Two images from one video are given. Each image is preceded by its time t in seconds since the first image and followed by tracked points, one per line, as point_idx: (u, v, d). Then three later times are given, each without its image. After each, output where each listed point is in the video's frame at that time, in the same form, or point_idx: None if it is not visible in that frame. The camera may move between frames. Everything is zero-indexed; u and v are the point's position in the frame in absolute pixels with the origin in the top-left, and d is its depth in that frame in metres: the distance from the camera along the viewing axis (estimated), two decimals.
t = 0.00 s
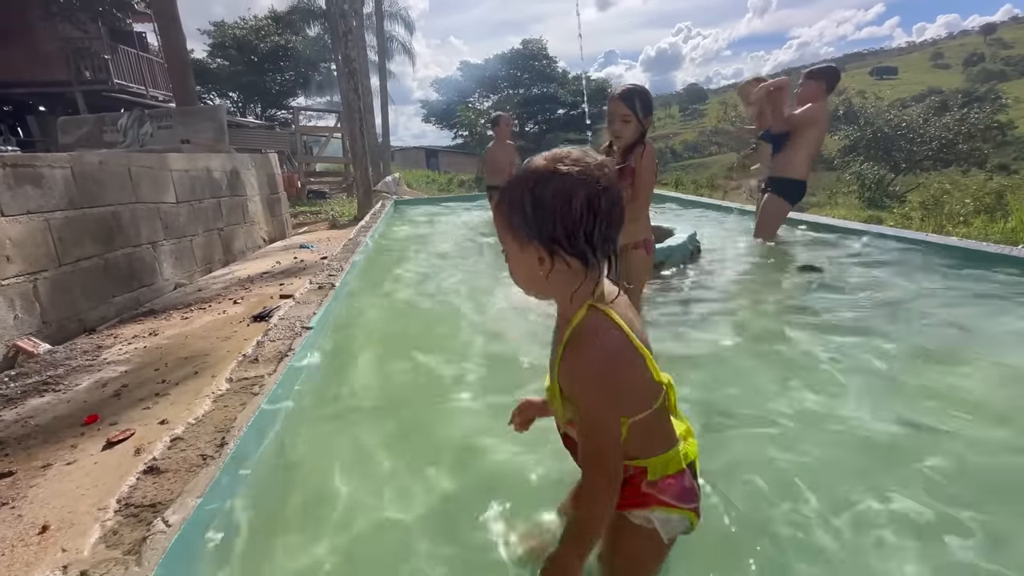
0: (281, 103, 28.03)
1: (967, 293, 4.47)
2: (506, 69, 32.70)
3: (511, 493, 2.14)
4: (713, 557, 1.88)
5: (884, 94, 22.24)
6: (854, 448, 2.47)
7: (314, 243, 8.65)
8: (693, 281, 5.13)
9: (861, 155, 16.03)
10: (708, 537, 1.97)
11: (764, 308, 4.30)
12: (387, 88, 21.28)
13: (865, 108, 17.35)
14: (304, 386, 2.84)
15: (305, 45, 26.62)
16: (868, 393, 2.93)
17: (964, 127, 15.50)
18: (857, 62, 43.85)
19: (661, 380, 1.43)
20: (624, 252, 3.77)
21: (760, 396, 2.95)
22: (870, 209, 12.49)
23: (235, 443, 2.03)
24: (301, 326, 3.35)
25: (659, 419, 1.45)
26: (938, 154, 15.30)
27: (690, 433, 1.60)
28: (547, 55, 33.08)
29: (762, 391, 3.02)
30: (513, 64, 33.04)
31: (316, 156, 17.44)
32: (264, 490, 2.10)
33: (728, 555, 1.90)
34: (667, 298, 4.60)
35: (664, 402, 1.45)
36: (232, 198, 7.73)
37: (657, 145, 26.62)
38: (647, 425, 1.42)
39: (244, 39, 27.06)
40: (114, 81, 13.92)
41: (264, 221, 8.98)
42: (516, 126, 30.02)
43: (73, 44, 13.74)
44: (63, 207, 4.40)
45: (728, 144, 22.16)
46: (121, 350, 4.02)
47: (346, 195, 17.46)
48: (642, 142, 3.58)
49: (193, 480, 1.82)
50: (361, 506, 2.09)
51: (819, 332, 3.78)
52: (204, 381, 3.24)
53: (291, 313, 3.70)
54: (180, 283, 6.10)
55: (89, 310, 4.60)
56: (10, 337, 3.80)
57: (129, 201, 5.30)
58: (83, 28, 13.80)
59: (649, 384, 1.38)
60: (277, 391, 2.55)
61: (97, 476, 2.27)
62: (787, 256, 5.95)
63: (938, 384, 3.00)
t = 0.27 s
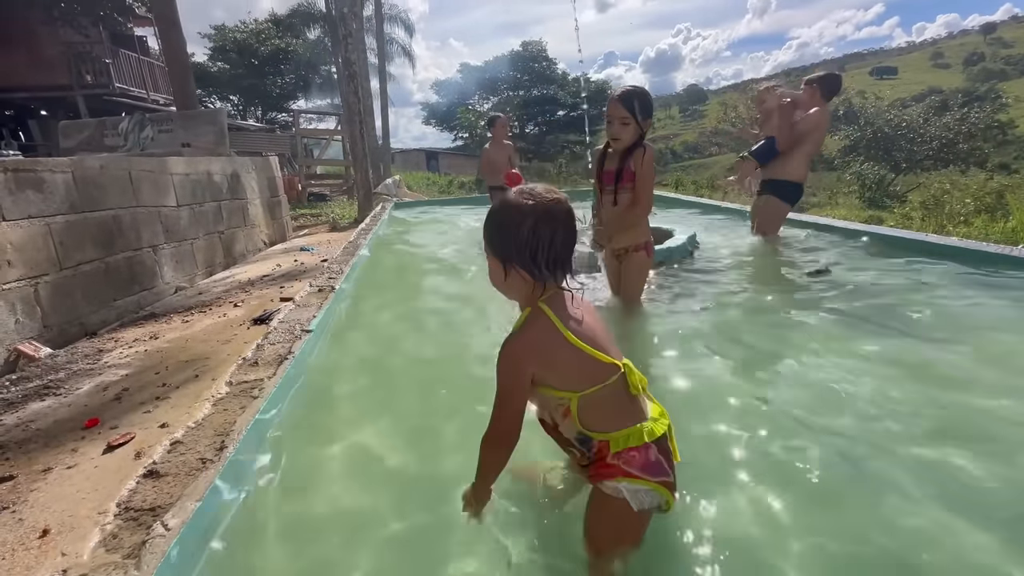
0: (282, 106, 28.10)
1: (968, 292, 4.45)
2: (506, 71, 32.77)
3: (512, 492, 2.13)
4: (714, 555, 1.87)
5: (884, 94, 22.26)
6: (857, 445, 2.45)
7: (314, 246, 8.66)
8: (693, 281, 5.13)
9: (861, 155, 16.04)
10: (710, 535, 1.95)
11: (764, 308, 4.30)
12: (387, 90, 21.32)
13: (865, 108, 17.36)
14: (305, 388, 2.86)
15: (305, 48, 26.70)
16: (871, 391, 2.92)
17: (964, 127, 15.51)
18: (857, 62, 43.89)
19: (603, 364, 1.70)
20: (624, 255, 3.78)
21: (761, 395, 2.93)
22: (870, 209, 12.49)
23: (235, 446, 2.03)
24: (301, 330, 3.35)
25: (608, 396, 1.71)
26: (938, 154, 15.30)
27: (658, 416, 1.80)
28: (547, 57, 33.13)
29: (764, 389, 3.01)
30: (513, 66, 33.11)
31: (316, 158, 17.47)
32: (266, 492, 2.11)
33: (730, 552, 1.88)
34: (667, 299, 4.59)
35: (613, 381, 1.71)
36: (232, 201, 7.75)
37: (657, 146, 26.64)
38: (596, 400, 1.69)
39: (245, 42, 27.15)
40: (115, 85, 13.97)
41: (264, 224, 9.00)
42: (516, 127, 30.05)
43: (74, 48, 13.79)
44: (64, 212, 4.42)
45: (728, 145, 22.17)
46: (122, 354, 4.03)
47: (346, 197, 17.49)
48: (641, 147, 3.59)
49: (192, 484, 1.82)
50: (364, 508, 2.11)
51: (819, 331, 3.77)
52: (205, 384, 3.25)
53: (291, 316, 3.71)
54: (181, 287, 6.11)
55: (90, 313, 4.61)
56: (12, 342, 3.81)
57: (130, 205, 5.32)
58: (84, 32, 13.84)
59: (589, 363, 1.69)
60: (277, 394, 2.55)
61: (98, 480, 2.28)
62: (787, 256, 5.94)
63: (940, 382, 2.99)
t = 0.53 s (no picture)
0: (283, 109, 28.21)
1: (973, 290, 4.44)
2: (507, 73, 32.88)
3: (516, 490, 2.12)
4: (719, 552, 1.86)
5: (886, 93, 22.25)
6: (862, 441, 2.44)
7: (317, 248, 8.70)
8: (695, 281, 5.13)
9: (862, 154, 16.02)
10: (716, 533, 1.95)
11: (767, 307, 4.29)
12: (388, 93, 21.38)
13: (866, 108, 17.35)
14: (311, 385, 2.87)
15: (307, 51, 26.84)
16: (876, 389, 2.90)
17: (967, 125, 15.48)
18: (858, 61, 43.85)
19: (530, 351, 2.12)
20: (627, 255, 3.78)
21: (765, 393, 2.92)
22: (873, 208, 12.47)
23: (240, 444, 2.04)
24: (304, 329, 3.36)
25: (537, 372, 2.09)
26: (941, 152, 15.27)
27: (588, 387, 2.09)
28: (548, 58, 33.19)
29: (767, 387, 3.00)
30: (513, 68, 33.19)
31: (318, 160, 17.53)
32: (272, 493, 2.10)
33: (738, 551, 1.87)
34: (669, 298, 4.59)
35: (538, 361, 2.10)
36: (235, 203, 7.78)
37: (658, 147, 26.65)
38: (526, 376, 2.10)
39: (247, 46, 27.27)
40: (118, 89, 14.04)
41: (267, 226, 9.03)
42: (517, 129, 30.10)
43: (77, 53, 13.86)
44: (68, 213, 4.44)
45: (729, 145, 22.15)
46: (126, 355, 4.05)
47: (348, 199, 17.53)
48: (640, 146, 3.60)
49: (197, 482, 1.83)
50: (371, 504, 2.12)
51: (823, 329, 3.77)
52: (208, 384, 3.26)
53: (294, 316, 3.72)
54: (184, 288, 6.13)
55: (94, 315, 4.63)
56: (17, 343, 3.83)
57: (134, 207, 5.35)
58: (87, 37, 13.91)
59: (516, 350, 2.13)
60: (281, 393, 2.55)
61: (102, 479, 2.29)
62: (790, 255, 5.93)
63: (946, 380, 2.98)
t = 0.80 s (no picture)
0: (287, 112, 28.34)
1: (982, 293, 4.39)
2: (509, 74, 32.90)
3: (523, 493, 2.10)
4: (725, 554, 1.85)
5: (890, 92, 22.15)
6: (875, 445, 2.41)
7: (321, 250, 8.72)
8: (701, 283, 5.10)
9: (867, 154, 15.94)
10: (729, 535, 1.92)
11: (774, 309, 4.26)
12: (391, 96, 21.43)
13: (870, 107, 17.27)
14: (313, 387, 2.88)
15: (310, 54, 26.95)
16: (886, 393, 2.88)
17: (972, 124, 15.39)
18: (861, 60, 43.64)
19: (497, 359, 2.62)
20: (631, 257, 3.77)
21: (775, 396, 2.89)
22: (877, 208, 12.41)
23: (245, 449, 2.04)
24: (309, 333, 3.37)
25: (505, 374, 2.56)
26: (946, 151, 15.18)
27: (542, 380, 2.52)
28: (550, 60, 33.22)
29: (776, 390, 2.97)
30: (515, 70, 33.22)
31: (322, 163, 17.58)
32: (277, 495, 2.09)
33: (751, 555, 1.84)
34: (675, 301, 4.57)
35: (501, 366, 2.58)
36: (239, 207, 7.81)
37: (661, 147, 26.60)
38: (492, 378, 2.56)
39: (251, 50, 27.42)
40: (123, 93, 14.13)
41: (271, 229, 9.07)
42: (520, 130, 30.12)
43: (83, 58, 13.95)
44: (74, 218, 4.47)
45: (733, 145, 22.10)
46: (132, 359, 4.07)
47: (352, 202, 17.57)
48: (642, 147, 3.60)
49: (203, 487, 1.83)
50: (373, 499, 2.13)
51: (830, 332, 3.74)
52: (213, 388, 3.27)
53: (298, 319, 3.73)
54: (189, 292, 6.16)
55: (100, 319, 4.66)
56: (24, 347, 3.85)
57: (139, 211, 5.38)
58: (93, 42, 14.00)
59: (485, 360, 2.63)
60: (286, 397, 2.56)
61: (109, 483, 2.29)
62: (795, 256, 5.90)
63: (957, 383, 2.94)
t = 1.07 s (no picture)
0: (292, 115, 28.53)
1: (992, 292, 4.35)
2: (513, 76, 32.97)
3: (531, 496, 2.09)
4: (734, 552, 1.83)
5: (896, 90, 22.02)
6: (894, 447, 2.37)
7: (327, 252, 8.76)
8: (708, 285, 5.08)
9: (873, 153, 15.84)
10: (743, 537, 1.89)
11: (783, 310, 4.23)
12: (396, 98, 21.53)
13: (876, 105, 17.17)
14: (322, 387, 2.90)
15: (315, 57, 27.14)
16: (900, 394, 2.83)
17: (979, 122, 15.27)
18: (866, 58, 43.38)
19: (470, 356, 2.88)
20: (638, 259, 3.76)
21: (783, 396, 2.88)
22: (884, 207, 12.34)
23: (255, 452, 2.05)
24: (316, 336, 3.39)
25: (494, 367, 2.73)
26: (953, 150, 15.07)
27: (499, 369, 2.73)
28: (554, 61, 33.27)
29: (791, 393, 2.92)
30: (519, 71, 33.25)
31: (327, 166, 17.67)
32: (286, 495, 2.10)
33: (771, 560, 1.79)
34: (683, 302, 4.54)
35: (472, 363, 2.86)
36: (246, 210, 7.87)
37: (665, 148, 26.56)
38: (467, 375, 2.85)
39: (256, 54, 27.62)
40: (131, 98, 14.28)
41: (277, 232, 9.12)
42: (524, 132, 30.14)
43: (92, 63, 14.11)
44: (85, 222, 4.52)
45: (737, 145, 22.03)
46: (141, 361, 4.10)
47: (357, 204, 17.65)
48: (646, 150, 3.60)
49: (214, 490, 1.85)
50: (382, 495, 2.15)
51: (842, 333, 3.69)
52: (222, 390, 3.29)
53: (306, 322, 3.75)
54: (197, 294, 6.21)
55: (110, 322, 4.70)
56: (36, 350, 3.90)
57: (148, 215, 5.43)
58: (102, 47, 14.15)
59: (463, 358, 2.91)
60: (295, 400, 2.57)
61: (121, 486, 2.31)
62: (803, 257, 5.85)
63: (974, 384, 2.89)
